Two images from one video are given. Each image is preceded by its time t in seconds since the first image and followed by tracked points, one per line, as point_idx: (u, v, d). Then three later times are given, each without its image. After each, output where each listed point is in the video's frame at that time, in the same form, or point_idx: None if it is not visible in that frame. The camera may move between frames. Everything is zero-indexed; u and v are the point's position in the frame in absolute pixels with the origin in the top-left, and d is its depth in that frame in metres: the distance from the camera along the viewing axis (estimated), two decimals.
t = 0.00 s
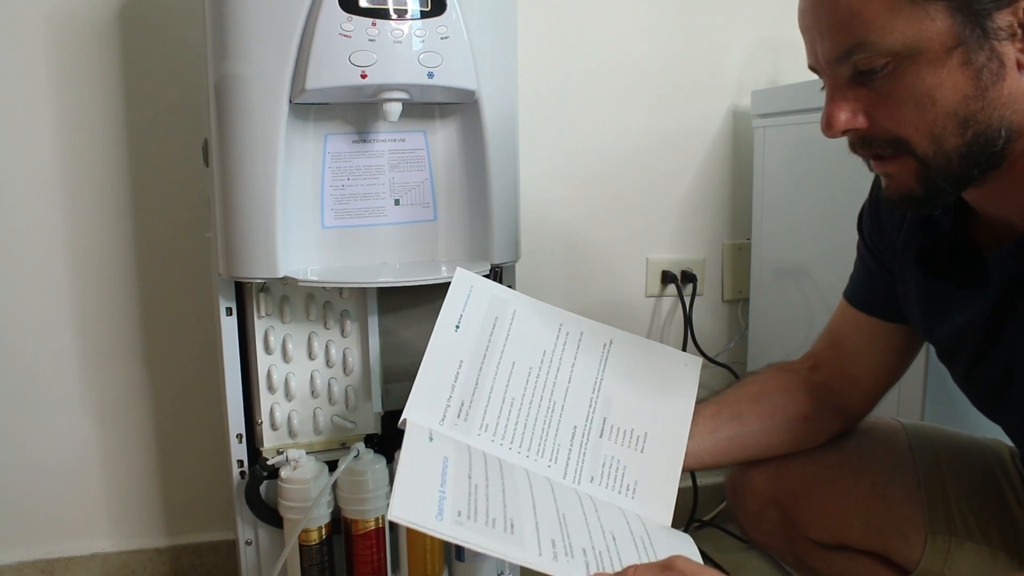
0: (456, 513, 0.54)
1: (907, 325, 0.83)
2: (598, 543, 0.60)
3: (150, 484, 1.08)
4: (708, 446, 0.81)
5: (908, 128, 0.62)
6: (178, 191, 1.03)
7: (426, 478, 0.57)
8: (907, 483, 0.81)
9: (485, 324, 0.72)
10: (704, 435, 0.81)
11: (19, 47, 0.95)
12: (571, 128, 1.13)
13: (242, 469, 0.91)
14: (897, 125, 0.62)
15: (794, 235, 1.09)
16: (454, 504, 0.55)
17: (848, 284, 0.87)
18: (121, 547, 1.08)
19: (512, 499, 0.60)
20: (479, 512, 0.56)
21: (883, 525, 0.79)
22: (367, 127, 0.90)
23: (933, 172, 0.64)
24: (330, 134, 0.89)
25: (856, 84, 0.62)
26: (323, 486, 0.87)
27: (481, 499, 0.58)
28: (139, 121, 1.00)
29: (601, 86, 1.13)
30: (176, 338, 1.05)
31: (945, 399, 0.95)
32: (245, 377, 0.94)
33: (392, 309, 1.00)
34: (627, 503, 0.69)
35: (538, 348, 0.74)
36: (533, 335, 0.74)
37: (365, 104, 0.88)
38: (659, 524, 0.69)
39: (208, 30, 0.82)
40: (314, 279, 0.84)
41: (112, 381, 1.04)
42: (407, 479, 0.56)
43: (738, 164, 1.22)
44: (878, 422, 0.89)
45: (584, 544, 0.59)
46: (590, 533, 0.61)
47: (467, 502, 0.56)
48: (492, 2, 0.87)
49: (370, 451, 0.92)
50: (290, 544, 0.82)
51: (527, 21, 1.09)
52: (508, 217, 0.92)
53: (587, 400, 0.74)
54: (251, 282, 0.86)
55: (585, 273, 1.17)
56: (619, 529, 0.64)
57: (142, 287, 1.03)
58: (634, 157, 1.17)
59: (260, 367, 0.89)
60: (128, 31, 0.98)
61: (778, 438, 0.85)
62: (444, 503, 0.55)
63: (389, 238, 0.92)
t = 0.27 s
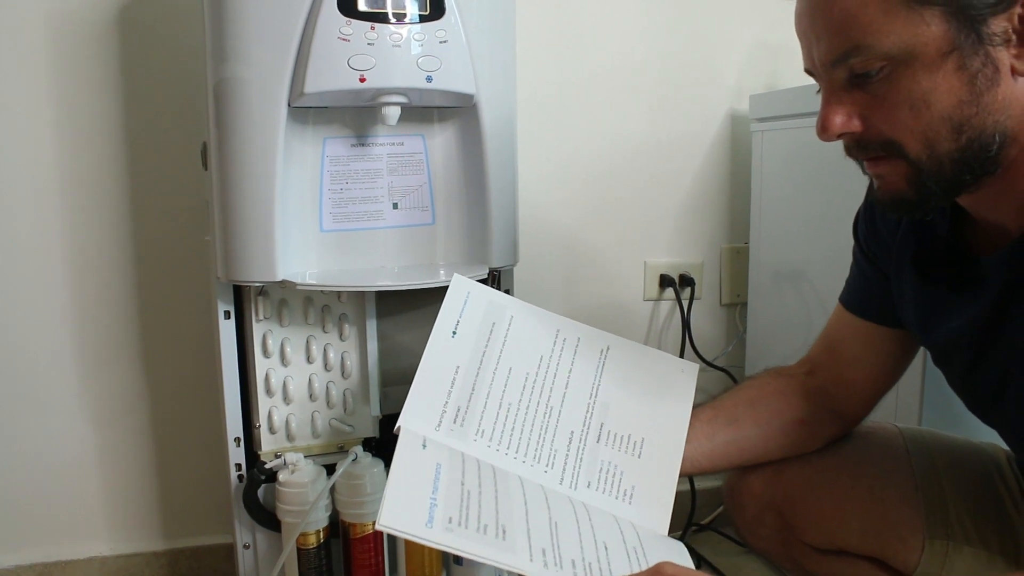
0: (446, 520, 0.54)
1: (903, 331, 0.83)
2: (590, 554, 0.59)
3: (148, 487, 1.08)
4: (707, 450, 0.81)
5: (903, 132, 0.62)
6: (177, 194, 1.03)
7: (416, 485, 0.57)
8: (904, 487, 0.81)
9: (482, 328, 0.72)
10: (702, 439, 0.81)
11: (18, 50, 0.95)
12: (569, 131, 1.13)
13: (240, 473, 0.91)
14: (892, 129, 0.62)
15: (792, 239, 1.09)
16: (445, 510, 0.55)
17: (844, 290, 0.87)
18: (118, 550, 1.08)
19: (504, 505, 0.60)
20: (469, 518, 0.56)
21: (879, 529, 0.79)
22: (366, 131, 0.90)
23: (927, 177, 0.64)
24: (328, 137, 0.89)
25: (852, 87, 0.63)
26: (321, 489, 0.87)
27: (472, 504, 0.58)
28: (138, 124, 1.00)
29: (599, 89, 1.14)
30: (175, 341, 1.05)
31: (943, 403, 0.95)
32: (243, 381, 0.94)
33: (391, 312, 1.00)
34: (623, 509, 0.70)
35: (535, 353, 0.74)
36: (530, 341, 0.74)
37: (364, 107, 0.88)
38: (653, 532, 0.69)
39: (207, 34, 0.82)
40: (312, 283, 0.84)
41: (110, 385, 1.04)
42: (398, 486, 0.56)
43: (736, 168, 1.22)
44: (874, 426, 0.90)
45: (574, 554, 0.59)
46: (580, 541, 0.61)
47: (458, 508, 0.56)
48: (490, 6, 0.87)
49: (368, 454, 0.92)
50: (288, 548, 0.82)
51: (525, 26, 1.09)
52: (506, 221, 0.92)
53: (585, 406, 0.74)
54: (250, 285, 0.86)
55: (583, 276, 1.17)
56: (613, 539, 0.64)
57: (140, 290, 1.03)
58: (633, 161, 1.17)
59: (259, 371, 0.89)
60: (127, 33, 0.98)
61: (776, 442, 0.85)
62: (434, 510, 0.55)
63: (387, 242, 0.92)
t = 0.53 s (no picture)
0: (447, 523, 0.55)
1: (896, 335, 0.84)
2: (582, 570, 0.59)
3: (139, 494, 1.07)
4: (704, 452, 0.81)
5: (897, 135, 0.63)
6: (168, 201, 1.03)
7: (419, 486, 0.58)
8: (898, 491, 0.81)
9: (491, 328, 0.72)
10: (700, 441, 0.81)
11: (11, 57, 0.95)
12: (562, 138, 1.14)
13: (232, 480, 0.91)
14: (888, 131, 0.63)
15: (783, 247, 1.09)
16: (445, 513, 0.56)
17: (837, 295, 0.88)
18: (110, 557, 1.07)
19: (500, 511, 0.61)
20: (469, 523, 0.57)
21: (872, 533, 0.79)
22: (358, 139, 0.90)
23: (920, 180, 0.64)
24: (320, 145, 0.89)
25: (848, 89, 0.63)
26: (313, 497, 0.87)
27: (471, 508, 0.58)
28: (130, 131, 1.00)
29: (591, 96, 1.14)
30: (167, 348, 1.05)
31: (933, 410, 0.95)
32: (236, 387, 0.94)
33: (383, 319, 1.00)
34: (617, 521, 0.70)
35: (542, 356, 0.74)
36: (539, 343, 0.74)
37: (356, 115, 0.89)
38: (644, 546, 0.69)
39: (200, 42, 0.82)
40: (304, 290, 0.84)
41: (101, 391, 1.04)
42: (400, 485, 0.57)
43: (728, 175, 1.23)
44: (868, 432, 0.90)
45: (566, 571, 0.58)
46: (572, 557, 0.61)
47: (457, 510, 0.57)
48: (482, 15, 0.87)
49: (360, 462, 0.92)
50: (279, 556, 0.82)
51: (517, 34, 1.09)
52: (498, 229, 0.92)
53: (587, 413, 0.74)
54: (242, 292, 0.86)
55: (575, 283, 1.18)
56: (605, 555, 0.64)
57: (132, 296, 1.03)
58: (625, 168, 1.17)
59: (251, 378, 0.89)
60: (119, 40, 0.98)
61: (769, 447, 0.85)
62: (436, 511, 0.56)
63: (379, 250, 0.92)
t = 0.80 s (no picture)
0: (451, 520, 0.56)
1: (898, 335, 0.83)
2: (585, 569, 0.60)
3: (140, 495, 1.07)
4: (708, 452, 0.81)
5: (906, 130, 0.63)
6: (168, 201, 1.03)
7: (424, 483, 0.59)
8: (901, 490, 0.81)
9: (497, 327, 0.72)
10: (703, 441, 0.81)
11: (11, 57, 0.95)
12: (563, 138, 1.14)
13: (232, 480, 0.91)
14: (896, 126, 0.63)
15: (783, 247, 1.09)
16: (449, 511, 0.57)
17: (845, 292, 0.88)
18: (111, 558, 1.07)
19: (503, 509, 0.62)
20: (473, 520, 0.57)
21: (874, 533, 0.79)
22: (359, 139, 0.90)
23: (928, 176, 0.64)
24: (321, 146, 0.89)
25: (859, 84, 0.63)
26: (313, 498, 0.87)
27: (474, 504, 0.59)
28: (130, 131, 1.00)
29: (592, 96, 1.14)
30: (167, 348, 1.05)
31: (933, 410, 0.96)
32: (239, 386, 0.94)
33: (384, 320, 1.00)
34: (621, 521, 0.70)
35: (548, 355, 0.74)
36: (545, 342, 0.74)
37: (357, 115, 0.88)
38: (648, 545, 0.69)
39: (201, 42, 0.82)
40: (304, 291, 0.84)
41: (102, 392, 1.04)
42: (405, 481, 0.58)
43: (728, 175, 1.23)
44: (873, 431, 0.90)
45: (570, 570, 0.59)
46: (575, 556, 0.61)
47: (460, 506, 0.58)
48: (483, 15, 0.87)
49: (360, 463, 0.92)
50: (280, 557, 0.82)
51: (518, 34, 1.09)
52: (499, 230, 0.92)
53: (592, 412, 0.74)
54: (243, 293, 0.86)
55: (575, 284, 1.18)
56: (609, 555, 0.64)
57: (132, 296, 1.03)
58: (625, 169, 1.17)
59: (253, 378, 0.89)
60: (120, 40, 0.98)
61: (772, 446, 0.85)
62: (441, 508, 0.57)
63: (379, 250, 0.92)
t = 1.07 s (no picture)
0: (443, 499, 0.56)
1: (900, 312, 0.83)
2: (579, 552, 0.59)
3: (147, 480, 1.08)
4: (710, 434, 0.81)
5: (892, 110, 0.63)
6: (170, 185, 1.02)
7: (414, 466, 0.58)
8: (903, 470, 0.81)
9: (495, 312, 0.72)
10: (706, 422, 0.81)
11: (8, 41, 0.95)
12: (565, 119, 1.13)
13: (238, 464, 0.91)
14: (882, 106, 0.63)
15: (787, 225, 1.09)
16: (442, 491, 0.56)
17: (843, 271, 0.87)
18: (119, 543, 1.08)
19: (496, 491, 0.61)
20: (469, 498, 0.57)
21: (875, 512, 0.80)
22: (360, 120, 0.90)
23: (915, 156, 0.64)
24: (323, 127, 0.88)
25: (844, 64, 0.63)
26: (319, 480, 0.87)
27: (470, 483, 0.59)
28: (130, 114, 1.00)
29: (594, 76, 1.13)
30: (171, 333, 1.05)
31: (939, 386, 0.95)
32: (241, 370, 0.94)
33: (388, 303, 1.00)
34: (621, 504, 0.70)
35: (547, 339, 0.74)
36: (542, 326, 0.74)
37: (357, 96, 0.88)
38: (646, 527, 0.69)
39: (200, 23, 0.81)
40: (308, 273, 0.84)
41: (106, 377, 1.04)
42: (403, 458, 0.58)
43: (732, 154, 1.22)
44: (875, 409, 0.90)
45: (562, 552, 0.58)
46: (570, 538, 0.61)
47: (455, 483, 0.58)
48: None
49: (366, 444, 0.91)
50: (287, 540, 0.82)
51: (519, 13, 1.08)
52: (503, 210, 0.92)
53: (590, 397, 0.74)
54: (246, 276, 0.86)
55: (579, 265, 1.17)
56: (604, 538, 0.64)
57: (135, 281, 1.03)
58: (629, 149, 1.17)
59: (256, 362, 0.89)
60: (118, 23, 0.98)
61: (775, 426, 0.85)
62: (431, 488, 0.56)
63: (382, 232, 0.92)
